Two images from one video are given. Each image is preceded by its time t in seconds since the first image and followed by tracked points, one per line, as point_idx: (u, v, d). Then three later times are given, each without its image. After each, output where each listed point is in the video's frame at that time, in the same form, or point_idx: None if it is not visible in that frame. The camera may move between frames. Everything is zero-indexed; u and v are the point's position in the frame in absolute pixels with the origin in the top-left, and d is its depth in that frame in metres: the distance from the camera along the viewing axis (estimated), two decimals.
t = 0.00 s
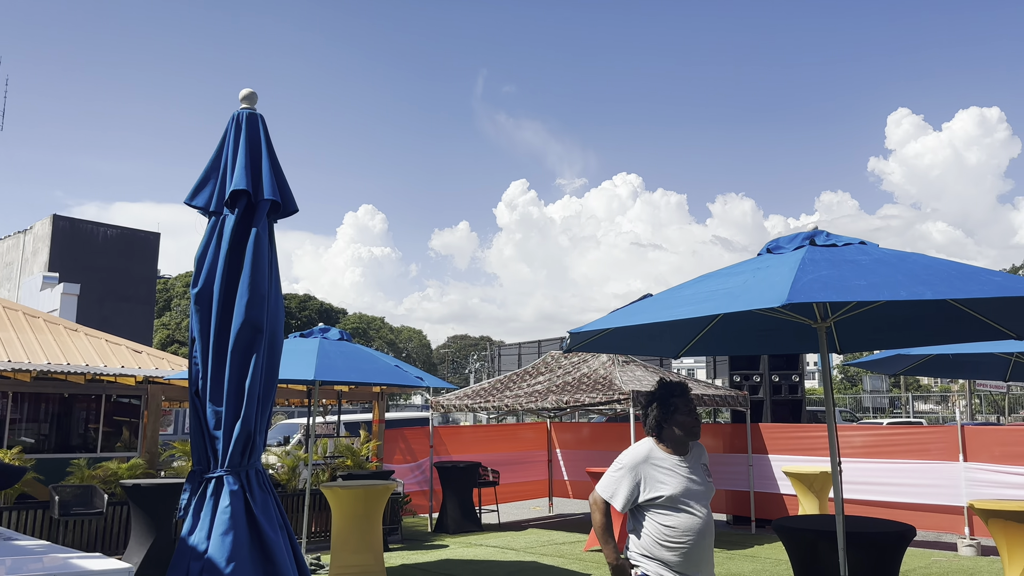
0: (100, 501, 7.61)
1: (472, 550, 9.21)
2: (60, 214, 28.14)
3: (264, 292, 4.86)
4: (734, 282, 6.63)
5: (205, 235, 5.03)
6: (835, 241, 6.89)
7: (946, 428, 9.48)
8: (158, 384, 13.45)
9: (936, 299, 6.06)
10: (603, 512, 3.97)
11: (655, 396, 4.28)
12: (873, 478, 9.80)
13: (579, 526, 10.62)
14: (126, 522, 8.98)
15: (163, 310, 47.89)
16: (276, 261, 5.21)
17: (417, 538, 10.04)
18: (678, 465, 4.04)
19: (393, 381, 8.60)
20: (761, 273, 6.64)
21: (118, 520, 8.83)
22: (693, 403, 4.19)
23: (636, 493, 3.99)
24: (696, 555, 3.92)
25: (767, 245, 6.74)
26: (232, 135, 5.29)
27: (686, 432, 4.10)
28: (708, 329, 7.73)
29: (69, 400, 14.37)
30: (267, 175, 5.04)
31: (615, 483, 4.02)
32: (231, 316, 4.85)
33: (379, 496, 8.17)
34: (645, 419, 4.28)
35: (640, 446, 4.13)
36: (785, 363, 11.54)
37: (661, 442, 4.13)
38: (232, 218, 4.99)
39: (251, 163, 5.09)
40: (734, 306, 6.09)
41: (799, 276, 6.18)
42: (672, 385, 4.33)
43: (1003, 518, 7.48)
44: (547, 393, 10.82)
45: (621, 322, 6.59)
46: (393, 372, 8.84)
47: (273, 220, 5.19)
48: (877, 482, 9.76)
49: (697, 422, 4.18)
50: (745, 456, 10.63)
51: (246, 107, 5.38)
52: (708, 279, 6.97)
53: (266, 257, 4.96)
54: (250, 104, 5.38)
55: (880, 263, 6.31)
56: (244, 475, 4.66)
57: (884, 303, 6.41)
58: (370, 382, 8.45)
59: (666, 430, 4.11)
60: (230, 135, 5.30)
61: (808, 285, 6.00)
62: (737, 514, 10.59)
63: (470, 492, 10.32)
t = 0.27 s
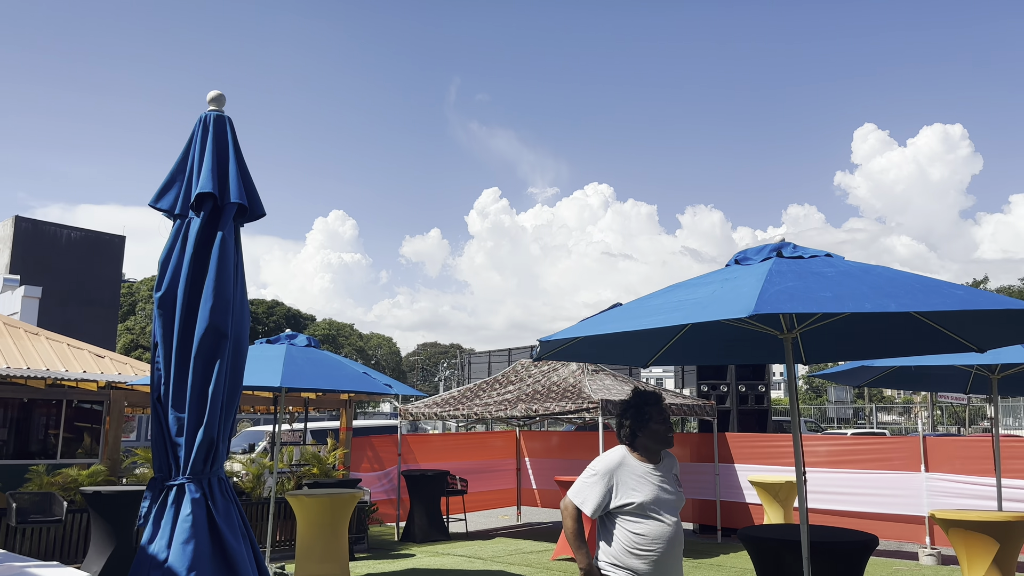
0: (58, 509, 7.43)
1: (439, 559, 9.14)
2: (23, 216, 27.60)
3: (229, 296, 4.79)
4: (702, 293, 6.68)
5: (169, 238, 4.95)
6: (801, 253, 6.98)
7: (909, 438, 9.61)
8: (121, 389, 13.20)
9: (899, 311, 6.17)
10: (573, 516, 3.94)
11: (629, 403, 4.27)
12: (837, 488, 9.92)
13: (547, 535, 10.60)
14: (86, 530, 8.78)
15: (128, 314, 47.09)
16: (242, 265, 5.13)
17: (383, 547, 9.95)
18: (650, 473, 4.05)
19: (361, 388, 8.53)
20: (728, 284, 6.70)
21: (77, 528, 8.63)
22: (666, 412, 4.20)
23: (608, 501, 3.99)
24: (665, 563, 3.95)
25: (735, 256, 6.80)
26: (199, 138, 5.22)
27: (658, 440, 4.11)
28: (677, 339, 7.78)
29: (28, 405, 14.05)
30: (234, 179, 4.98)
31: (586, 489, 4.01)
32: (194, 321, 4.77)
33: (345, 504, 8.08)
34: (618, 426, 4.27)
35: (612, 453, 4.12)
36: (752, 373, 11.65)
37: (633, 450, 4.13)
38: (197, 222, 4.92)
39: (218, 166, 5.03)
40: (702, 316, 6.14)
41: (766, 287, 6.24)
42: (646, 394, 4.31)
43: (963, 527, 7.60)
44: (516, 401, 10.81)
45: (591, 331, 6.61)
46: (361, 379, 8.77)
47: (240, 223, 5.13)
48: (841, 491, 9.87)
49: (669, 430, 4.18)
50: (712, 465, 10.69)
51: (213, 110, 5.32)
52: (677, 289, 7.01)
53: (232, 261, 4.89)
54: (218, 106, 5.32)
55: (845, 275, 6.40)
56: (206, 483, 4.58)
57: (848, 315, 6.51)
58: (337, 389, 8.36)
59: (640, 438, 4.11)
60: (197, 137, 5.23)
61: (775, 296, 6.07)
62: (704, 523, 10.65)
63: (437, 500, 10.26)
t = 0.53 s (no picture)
0: (3, 514, 7.20)
1: (398, 565, 9.06)
2: None
3: (183, 298, 4.70)
4: (662, 299, 6.73)
5: (121, 238, 4.84)
6: (759, 261, 7.08)
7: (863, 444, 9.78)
8: (73, 391, 12.87)
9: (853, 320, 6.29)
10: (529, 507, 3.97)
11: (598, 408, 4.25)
12: (793, 493, 10.05)
13: (507, 541, 10.57)
14: (32, 536, 8.53)
15: (82, 314, 46.00)
16: (196, 266, 5.04)
17: (341, 553, 9.83)
18: (612, 478, 4.05)
19: (320, 392, 8.43)
20: (688, 290, 6.76)
21: (23, 534, 8.38)
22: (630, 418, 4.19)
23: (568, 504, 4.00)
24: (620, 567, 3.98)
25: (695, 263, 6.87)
26: (154, 135, 5.12)
27: (620, 446, 4.12)
28: (637, 344, 7.83)
29: None
30: (189, 178, 4.89)
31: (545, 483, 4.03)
32: (146, 322, 4.66)
33: (302, 510, 7.95)
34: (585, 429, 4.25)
35: (576, 456, 4.12)
36: (711, 379, 11.77)
37: (597, 453, 4.14)
38: (151, 221, 4.82)
39: (173, 165, 4.93)
40: (662, 323, 6.18)
41: (724, 294, 6.32)
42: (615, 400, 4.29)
43: (914, 532, 7.75)
44: (477, 406, 10.78)
45: (551, 336, 6.61)
46: (320, 383, 8.66)
47: (195, 223, 5.04)
48: (797, 497, 10.01)
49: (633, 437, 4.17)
50: (671, 470, 10.77)
51: (169, 107, 5.22)
52: (637, 295, 7.06)
53: (186, 261, 4.80)
54: (174, 104, 5.22)
55: (801, 284, 6.50)
56: (156, 488, 4.48)
57: (804, 322, 6.61)
58: (296, 393, 8.25)
59: (604, 444, 4.12)
60: (152, 135, 5.13)
61: (732, 304, 6.15)
62: (662, 528, 10.72)
63: (396, 506, 10.17)
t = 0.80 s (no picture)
0: None
1: (347, 570, 8.95)
2: None
3: (124, 296, 4.58)
4: (614, 303, 6.78)
5: (60, 234, 4.71)
6: (709, 267, 7.18)
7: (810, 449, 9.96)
8: (13, 391, 12.47)
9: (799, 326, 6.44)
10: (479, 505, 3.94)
11: (551, 413, 4.26)
12: (742, 496, 10.19)
13: (459, 545, 10.53)
14: None
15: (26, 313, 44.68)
16: (138, 264, 4.91)
17: (290, 557, 9.68)
18: (564, 481, 4.09)
19: (269, 394, 8.29)
20: (639, 295, 6.82)
21: None
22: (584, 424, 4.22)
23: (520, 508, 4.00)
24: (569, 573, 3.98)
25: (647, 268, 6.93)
26: (97, 129, 4.99)
27: (573, 452, 4.13)
28: (589, 348, 7.87)
29: None
30: (132, 173, 4.77)
31: (497, 483, 4.01)
32: (85, 320, 4.53)
33: (249, 514, 7.79)
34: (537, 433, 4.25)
35: (529, 460, 4.11)
36: (664, 383, 11.89)
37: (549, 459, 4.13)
38: (91, 217, 4.69)
39: (115, 159, 4.81)
40: (613, 327, 6.22)
41: (674, 300, 6.38)
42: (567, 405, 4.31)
43: (857, 535, 7.91)
44: (431, 409, 10.72)
45: (504, 339, 6.60)
46: (270, 384, 8.53)
47: (138, 220, 4.92)
48: (746, 500, 10.15)
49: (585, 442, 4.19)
50: (623, 473, 10.83)
51: (113, 101, 5.09)
52: (590, 299, 7.09)
53: (128, 259, 4.68)
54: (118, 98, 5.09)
55: (750, 290, 6.60)
56: (93, 491, 4.35)
57: (752, 328, 6.72)
58: (244, 395, 8.11)
59: (559, 448, 4.12)
60: (94, 129, 4.99)
61: (682, 309, 6.22)
62: (614, 531, 10.77)
63: (347, 510, 10.06)
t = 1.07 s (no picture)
0: None
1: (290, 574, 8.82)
2: None
3: (54, 293, 4.44)
4: (561, 307, 6.81)
5: None
6: (655, 272, 7.26)
7: (753, 452, 10.13)
8: None
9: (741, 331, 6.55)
10: (426, 498, 3.86)
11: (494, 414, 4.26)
12: (687, 499, 10.32)
13: (405, 548, 10.46)
14: None
15: None
16: (70, 260, 4.76)
17: (232, 562, 9.49)
18: (508, 482, 4.06)
19: (211, 395, 8.13)
20: (586, 299, 6.86)
21: None
22: (528, 423, 4.24)
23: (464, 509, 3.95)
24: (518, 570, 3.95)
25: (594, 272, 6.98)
26: (28, 120, 4.83)
27: (519, 450, 4.13)
28: (536, 352, 7.89)
29: None
30: (65, 166, 4.63)
31: (444, 480, 3.96)
32: (11, 318, 4.37)
33: (189, 517, 7.62)
34: (480, 435, 4.24)
35: (474, 460, 4.09)
36: (612, 387, 11.99)
37: (494, 458, 4.12)
38: (21, 211, 4.53)
39: (47, 152, 4.66)
40: (558, 330, 6.25)
41: (620, 304, 6.44)
42: (509, 406, 4.33)
43: (796, 536, 8.06)
44: (379, 411, 10.63)
45: (450, 341, 6.57)
46: (212, 385, 8.36)
47: (70, 215, 4.77)
48: (691, 502, 10.28)
49: (530, 441, 4.21)
50: (571, 476, 10.89)
51: (46, 91, 4.94)
52: (537, 302, 7.11)
53: (59, 255, 4.54)
54: (52, 88, 4.94)
55: (694, 295, 6.70)
56: (18, 494, 4.20)
57: (696, 332, 6.82)
58: (184, 396, 7.93)
59: (501, 448, 4.13)
60: (25, 120, 4.83)
61: (627, 313, 6.28)
62: (561, 533, 10.82)
63: (291, 513, 9.91)
